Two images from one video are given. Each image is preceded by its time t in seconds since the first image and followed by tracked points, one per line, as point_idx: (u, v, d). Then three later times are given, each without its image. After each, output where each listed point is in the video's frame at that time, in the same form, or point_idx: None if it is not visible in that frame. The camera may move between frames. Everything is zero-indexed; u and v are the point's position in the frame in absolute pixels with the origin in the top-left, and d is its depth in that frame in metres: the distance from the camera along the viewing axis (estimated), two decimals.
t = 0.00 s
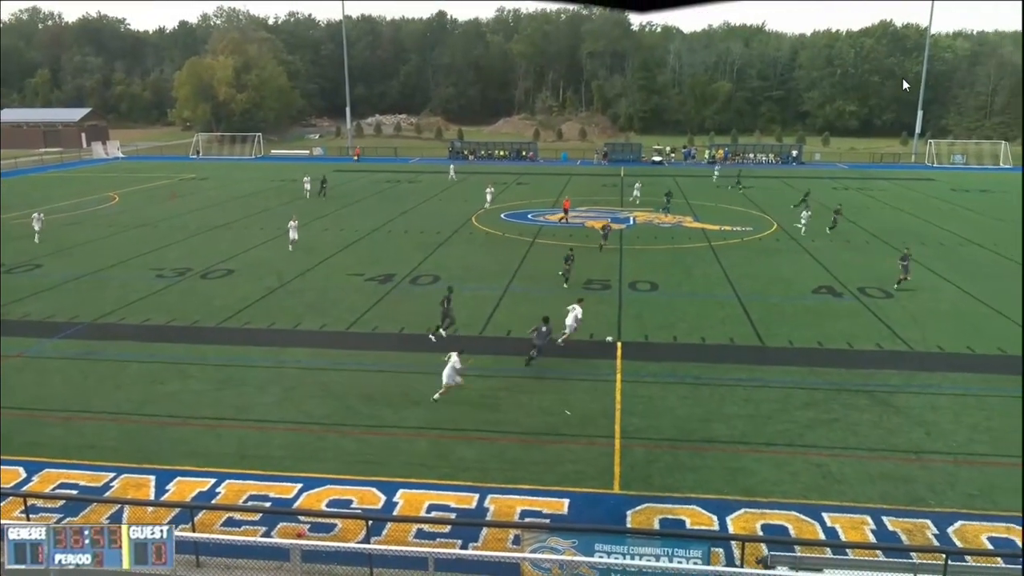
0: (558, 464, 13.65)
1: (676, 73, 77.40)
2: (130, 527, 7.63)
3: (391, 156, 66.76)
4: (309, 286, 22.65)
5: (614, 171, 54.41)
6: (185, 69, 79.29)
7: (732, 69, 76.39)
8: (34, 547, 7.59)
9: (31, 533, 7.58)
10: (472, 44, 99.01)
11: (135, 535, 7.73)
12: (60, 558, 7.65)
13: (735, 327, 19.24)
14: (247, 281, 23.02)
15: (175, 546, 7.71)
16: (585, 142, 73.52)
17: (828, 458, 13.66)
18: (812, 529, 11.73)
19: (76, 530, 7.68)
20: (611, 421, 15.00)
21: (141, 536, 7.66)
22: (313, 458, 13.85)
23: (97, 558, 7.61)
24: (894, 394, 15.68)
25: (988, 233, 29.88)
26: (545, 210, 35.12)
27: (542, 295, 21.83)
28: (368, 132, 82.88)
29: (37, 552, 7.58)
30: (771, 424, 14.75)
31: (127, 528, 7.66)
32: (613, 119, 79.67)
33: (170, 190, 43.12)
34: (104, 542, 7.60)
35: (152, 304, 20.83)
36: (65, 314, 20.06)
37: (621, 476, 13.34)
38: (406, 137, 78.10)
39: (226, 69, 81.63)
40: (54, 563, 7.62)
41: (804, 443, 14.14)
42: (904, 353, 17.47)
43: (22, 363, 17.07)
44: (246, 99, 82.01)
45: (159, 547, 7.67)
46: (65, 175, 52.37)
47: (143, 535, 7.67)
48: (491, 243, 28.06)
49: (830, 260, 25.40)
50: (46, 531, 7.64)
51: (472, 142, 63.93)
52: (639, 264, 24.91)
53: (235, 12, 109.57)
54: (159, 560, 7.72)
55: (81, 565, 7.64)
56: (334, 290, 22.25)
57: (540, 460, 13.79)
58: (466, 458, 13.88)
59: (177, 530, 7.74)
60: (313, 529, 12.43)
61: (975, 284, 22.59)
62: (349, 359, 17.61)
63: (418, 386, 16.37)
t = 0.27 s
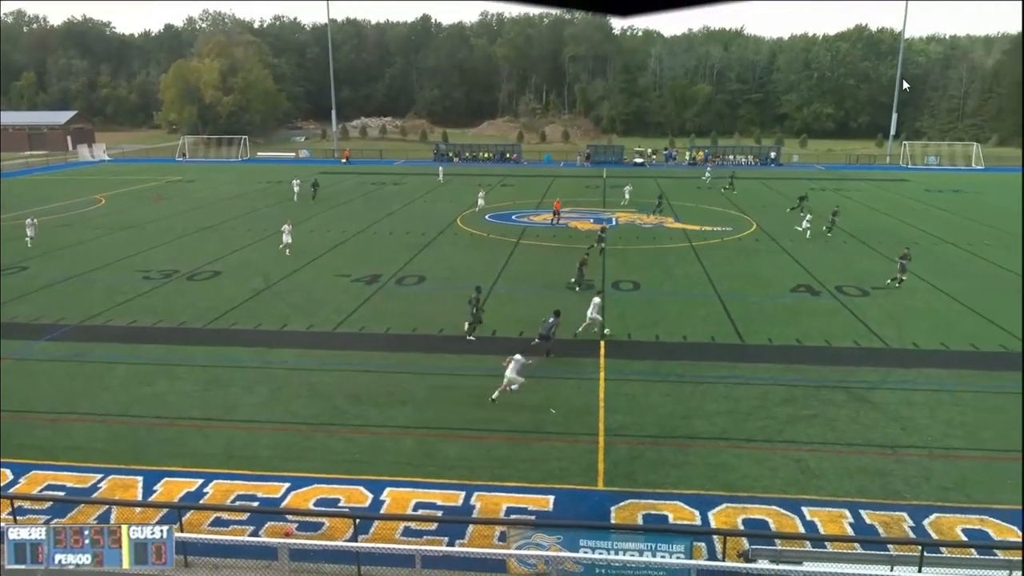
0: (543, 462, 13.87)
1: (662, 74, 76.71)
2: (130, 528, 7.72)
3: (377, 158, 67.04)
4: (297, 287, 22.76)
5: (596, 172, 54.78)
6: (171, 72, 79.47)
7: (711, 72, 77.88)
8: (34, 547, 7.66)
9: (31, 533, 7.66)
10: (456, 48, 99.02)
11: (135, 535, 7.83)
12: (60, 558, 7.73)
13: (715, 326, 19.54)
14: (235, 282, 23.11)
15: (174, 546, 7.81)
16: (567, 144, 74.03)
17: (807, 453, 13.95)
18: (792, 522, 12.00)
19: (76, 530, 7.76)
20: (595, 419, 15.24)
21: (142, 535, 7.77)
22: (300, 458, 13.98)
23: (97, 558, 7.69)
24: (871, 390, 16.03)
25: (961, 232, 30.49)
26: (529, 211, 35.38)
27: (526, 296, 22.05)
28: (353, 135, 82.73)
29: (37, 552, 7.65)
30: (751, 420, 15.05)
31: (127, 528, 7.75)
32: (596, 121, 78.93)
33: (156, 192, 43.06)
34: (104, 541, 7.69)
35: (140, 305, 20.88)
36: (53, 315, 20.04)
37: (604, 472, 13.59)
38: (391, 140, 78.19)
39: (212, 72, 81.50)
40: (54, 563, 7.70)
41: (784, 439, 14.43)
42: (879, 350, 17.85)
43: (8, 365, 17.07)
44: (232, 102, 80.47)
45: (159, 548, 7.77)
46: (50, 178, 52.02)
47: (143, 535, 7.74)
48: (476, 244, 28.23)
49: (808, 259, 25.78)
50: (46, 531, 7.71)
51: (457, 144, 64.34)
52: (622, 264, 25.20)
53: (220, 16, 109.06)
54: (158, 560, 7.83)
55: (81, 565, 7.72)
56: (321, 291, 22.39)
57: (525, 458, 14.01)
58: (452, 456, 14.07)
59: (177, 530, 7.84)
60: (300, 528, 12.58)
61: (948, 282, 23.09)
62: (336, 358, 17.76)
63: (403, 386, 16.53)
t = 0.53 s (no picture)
0: (531, 460, 14.08)
1: (643, 79, 78.72)
2: (130, 528, 7.84)
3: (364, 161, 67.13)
4: (285, 289, 22.86)
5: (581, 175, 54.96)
6: (159, 76, 80.53)
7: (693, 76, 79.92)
8: (34, 547, 7.79)
9: (31, 533, 7.78)
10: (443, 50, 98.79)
11: (135, 536, 7.94)
12: (60, 558, 7.85)
13: (699, 325, 19.82)
14: (224, 284, 23.19)
15: (174, 547, 7.92)
16: (553, 147, 74.14)
17: (789, 449, 14.23)
18: (774, 517, 12.26)
19: (76, 531, 7.88)
20: (582, 417, 15.47)
21: (142, 536, 7.87)
22: (290, 458, 14.13)
23: (97, 557, 7.80)
24: (851, 387, 16.35)
25: (939, 233, 30.95)
26: (515, 213, 35.54)
27: (512, 296, 22.24)
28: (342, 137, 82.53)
29: (37, 552, 7.78)
30: (734, 417, 15.33)
31: (127, 529, 7.86)
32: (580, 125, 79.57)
33: (145, 195, 42.99)
34: (104, 542, 7.81)
35: (129, 308, 20.94)
36: (42, 318, 20.04)
37: (590, 469, 13.81)
38: (378, 143, 77.89)
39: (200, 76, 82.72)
40: (54, 563, 7.82)
41: (767, 435, 14.70)
42: (859, 347, 18.19)
43: None
44: (220, 106, 81.68)
45: (159, 548, 7.88)
46: (35, 181, 51.58)
47: (143, 535, 7.86)
48: (463, 247, 28.33)
49: (790, 260, 26.09)
50: (46, 531, 7.83)
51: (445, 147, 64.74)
52: (607, 265, 25.39)
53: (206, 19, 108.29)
54: (158, 560, 7.94)
55: (81, 566, 7.84)
56: (310, 292, 22.52)
57: (513, 456, 14.21)
58: (440, 455, 14.26)
59: (177, 530, 7.95)
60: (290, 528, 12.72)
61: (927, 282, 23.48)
62: (325, 359, 17.90)
63: (392, 386, 16.68)
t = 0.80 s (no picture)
0: (518, 459, 14.34)
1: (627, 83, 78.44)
2: (130, 528, 8.01)
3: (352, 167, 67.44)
4: (274, 292, 23.00)
5: (565, 179, 55.13)
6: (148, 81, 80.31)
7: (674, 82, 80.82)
8: (34, 547, 7.96)
9: (32, 533, 7.95)
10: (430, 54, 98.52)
11: (135, 536, 8.11)
12: (60, 558, 8.00)
13: (682, 325, 20.17)
14: (213, 288, 23.30)
15: (174, 546, 8.08)
16: (539, 152, 74.26)
17: (769, 446, 14.58)
18: (755, 513, 12.58)
19: (76, 531, 8.06)
20: (567, 417, 15.75)
21: (141, 536, 8.04)
22: (279, 459, 14.31)
23: (97, 557, 7.96)
24: (829, 385, 16.75)
25: (914, 235, 31.45)
26: (501, 217, 35.72)
27: (498, 298, 22.48)
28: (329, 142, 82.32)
29: (37, 552, 7.95)
30: (716, 416, 15.66)
31: (127, 529, 8.04)
32: (565, 129, 74.74)
33: (133, 200, 42.79)
34: (104, 542, 7.97)
35: (119, 311, 21.01)
36: (31, 322, 20.07)
37: (576, 468, 14.08)
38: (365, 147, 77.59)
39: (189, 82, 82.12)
40: (54, 562, 7.98)
41: (748, 433, 15.04)
42: (837, 347, 18.59)
43: None
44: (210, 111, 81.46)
45: (158, 546, 8.06)
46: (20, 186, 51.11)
47: (143, 535, 8.04)
48: (450, 250, 28.44)
49: (769, 262, 26.46)
50: (46, 532, 8.01)
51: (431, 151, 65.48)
52: (592, 268, 25.65)
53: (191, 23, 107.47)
54: (158, 560, 8.10)
55: (81, 565, 8.00)
56: (298, 295, 22.68)
57: (499, 455, 14.47)
58: (428, 455, 14.50)
59: (176, 530, 8.10)
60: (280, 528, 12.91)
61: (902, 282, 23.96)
62: (313, 361, 18.07)
63: (380, 387, 16.89)
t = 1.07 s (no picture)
0: (502, 458, 14.68)
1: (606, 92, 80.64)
2: (130, 528, 8.22)
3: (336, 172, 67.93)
4: (261, 295, 23.22)
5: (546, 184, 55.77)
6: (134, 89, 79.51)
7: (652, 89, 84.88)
8: (34, 547, 8.17)
9: (32, 533, 8.16)
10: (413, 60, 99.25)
11: (135, 536, 8.33)
12: (60, 558, 8.22)
13: (660, 325, 20.64)
14: (200, 292, 23.47)
15: (173, 546, 8.29)
16: (519, 158, 75.18)
17: (746, 443, 15.03)
18: (733, 507, 12.98)
19: (76, 531, 8.27)
20: (550, 416, 16.12)
21: (141, 536, 8.26)
22: (267, 461, 14.55)
23: (97, 557, 8.17)
24: (803, 383, 17.25)
25: (884, 237, 32.22)
26: (484, 221, 36.16)
27: (480, 301, 22.85)
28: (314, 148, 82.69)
29: (37, 552, 8.17)
30: (694, 414, 16.09)
31: (126, 529, 8.27)
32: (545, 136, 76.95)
33: (119, 205, 42.79)
34: (104, 542, 8.19)
35: (107, 315, 21.13)
36: (19, 327, 20.15)
37: (558, 466, 14.44)
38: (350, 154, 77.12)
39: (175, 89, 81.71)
40: (54, 563, 8.20)
41: (725, 430, 15.48)
42: (811, 345, 19.13)
43: None
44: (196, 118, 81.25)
45: (158, 546, 8.26)
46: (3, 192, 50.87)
47: (143, 535, 8.25)
48: (434, 254, 28.83)
49: (745, 264, 26.99)
50: (46, 532, 8.21)
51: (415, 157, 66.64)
52: (572, 270, 26.13)
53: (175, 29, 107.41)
54: (158, 559, 8.30)
55: (81, 565, 8.21)
56: (285, 299, 22.92)
57: (483, 455, 14.80)
58: (413, 455, 14.80)
59: (175, 530, 8.31)
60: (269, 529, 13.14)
61: (873, 283, 24.60)
62: (300, 364, 18.32)
63: (366, 389, 17.17)
